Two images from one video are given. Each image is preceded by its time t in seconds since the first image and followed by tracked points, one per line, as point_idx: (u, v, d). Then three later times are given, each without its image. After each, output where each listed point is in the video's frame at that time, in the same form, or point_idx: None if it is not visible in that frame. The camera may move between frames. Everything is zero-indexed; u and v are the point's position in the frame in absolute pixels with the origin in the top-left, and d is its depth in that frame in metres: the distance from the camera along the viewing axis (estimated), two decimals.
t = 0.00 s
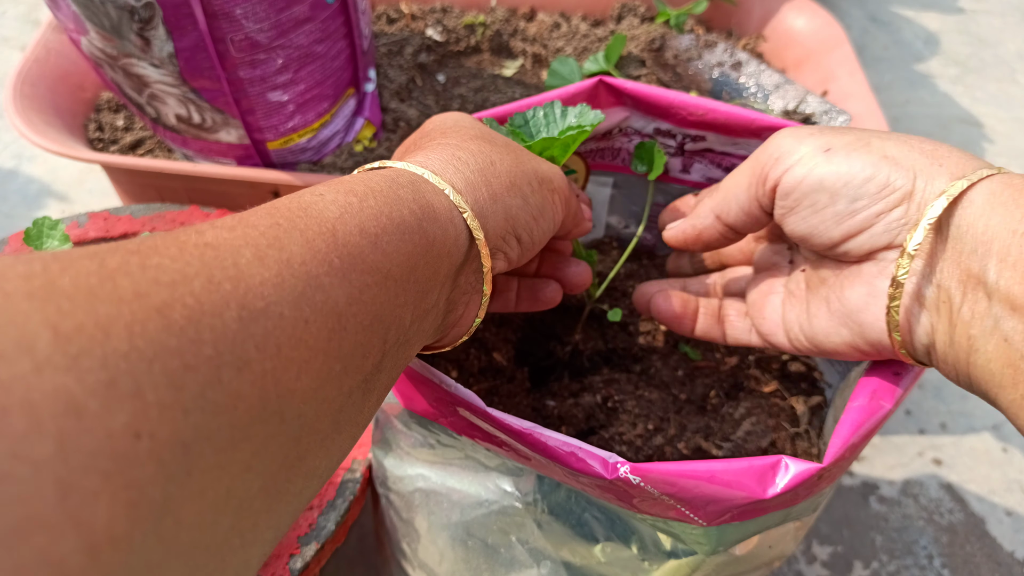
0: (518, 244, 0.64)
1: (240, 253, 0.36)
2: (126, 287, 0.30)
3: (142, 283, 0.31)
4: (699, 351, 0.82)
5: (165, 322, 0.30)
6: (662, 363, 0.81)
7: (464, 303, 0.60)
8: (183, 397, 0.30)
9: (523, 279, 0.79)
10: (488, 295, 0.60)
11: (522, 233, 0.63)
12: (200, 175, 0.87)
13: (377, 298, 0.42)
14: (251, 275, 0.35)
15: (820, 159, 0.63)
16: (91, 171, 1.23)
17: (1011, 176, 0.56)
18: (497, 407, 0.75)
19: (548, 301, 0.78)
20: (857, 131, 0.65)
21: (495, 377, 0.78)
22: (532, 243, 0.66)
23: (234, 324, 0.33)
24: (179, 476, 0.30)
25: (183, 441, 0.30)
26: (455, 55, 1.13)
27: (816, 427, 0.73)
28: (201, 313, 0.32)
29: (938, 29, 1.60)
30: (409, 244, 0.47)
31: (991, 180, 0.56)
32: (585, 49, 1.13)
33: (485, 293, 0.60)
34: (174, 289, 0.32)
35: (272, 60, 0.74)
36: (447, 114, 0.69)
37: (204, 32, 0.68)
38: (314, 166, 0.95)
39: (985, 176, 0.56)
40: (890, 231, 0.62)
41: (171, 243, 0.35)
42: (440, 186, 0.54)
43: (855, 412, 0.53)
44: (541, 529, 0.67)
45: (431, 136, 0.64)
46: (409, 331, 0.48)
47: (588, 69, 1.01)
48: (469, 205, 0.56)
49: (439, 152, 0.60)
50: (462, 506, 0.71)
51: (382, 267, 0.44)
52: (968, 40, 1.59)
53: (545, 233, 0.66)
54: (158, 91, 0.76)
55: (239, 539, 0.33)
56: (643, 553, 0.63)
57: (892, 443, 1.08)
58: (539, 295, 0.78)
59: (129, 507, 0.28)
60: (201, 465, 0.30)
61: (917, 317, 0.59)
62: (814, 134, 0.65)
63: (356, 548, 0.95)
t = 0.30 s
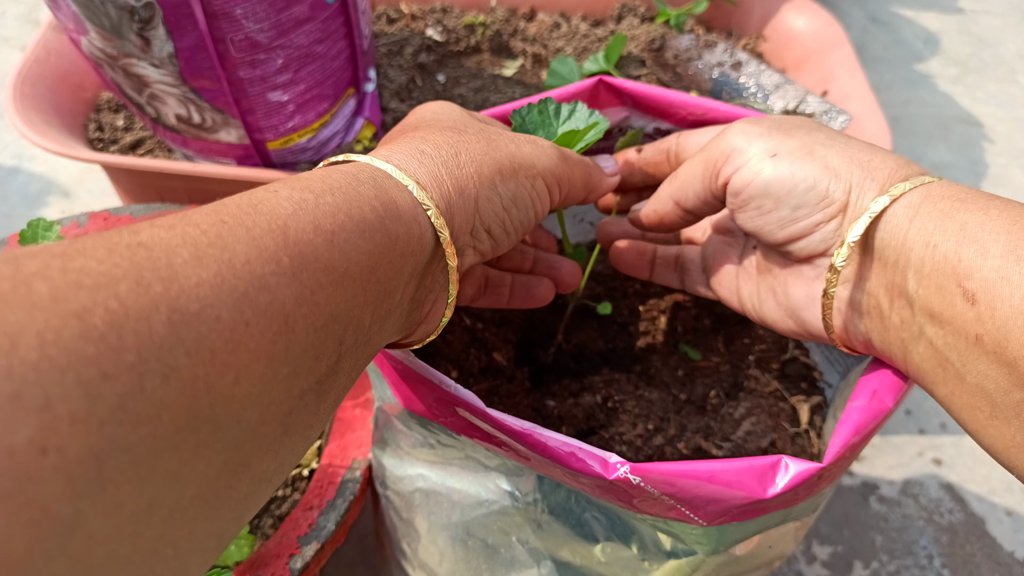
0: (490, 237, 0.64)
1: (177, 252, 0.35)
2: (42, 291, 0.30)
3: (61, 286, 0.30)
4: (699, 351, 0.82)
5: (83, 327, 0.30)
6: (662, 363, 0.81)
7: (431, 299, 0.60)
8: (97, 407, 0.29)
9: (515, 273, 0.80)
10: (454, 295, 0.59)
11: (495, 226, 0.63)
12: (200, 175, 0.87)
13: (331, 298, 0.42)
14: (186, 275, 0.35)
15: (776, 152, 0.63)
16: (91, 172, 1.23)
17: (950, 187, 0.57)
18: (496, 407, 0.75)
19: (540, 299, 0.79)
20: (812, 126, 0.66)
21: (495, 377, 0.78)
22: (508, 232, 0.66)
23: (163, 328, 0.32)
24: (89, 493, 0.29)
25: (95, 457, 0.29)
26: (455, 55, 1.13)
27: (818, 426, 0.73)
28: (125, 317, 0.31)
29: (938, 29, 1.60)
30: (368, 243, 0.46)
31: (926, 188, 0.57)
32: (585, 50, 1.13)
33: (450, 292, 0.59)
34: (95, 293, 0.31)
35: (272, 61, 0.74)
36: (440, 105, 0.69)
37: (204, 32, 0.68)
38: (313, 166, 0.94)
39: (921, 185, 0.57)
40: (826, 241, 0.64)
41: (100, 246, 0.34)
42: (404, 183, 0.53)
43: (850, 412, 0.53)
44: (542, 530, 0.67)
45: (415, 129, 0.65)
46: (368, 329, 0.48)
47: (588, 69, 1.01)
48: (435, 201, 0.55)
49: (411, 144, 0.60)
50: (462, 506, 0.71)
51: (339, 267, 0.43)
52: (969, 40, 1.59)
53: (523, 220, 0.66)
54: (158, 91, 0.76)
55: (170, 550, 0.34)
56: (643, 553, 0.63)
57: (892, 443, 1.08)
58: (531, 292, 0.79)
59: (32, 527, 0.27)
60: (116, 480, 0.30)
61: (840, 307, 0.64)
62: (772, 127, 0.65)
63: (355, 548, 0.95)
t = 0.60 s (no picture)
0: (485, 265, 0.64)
1: (201, 271, 0.35)
2: (59, 306, 0.30)
3: (79, 302, 0.30)
4: (698, 350, 0.82)
5: (99, 347, 0.30)
6: (662, 363, 0.81)
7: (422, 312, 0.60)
8: (108, 430, 0.30)
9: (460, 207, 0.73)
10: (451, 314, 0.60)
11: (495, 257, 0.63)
12: (200, 175, 0.87)
13: (345, 330, 0.43)
14: (208, 296, 0.35)
15: (737, 224, 0.60)
16: (90, 171, 1.23)
17: (915, 214, 0.54)
18: (497, 407, 0.75)
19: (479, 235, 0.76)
20: (762, 165, 0.63)
21: (495, 377, 0.77)
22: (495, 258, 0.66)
23: (179, 351, 0.33)
24: (96, 512, 0.30)
25: (106, 476, 0.30)
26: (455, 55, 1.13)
27: (816, 427, 0.72)
28: (139, 338, 0.32)
29: (938, 29, 1.60)
30: (388, 280, 0.46)
31: (892, 225, 0.54)
32: (585, 49, 1.13)
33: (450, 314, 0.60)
34: (113, 311, 0.31)
35: (272, 60, 0.74)
36: (467, 68, 0.63)
37: (204, 32, 0.68)
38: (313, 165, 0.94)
39: (887, 221, 0.55)
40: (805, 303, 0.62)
41: (116, 249, 0.34)
42: (443, 231, 0.52)
43: (851, 412, 0.53)
44: (542, 530, 0.67)
45: (439, 97, 0.59)
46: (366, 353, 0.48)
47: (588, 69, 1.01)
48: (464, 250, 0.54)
49: (443, 140, 0.57)
50: (461, 506, 0.71)
51: (359, 300, 0.44)
52: (968, 40, 1.59)
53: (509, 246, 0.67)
54: (158, 91, 0.76)
55: (167, 555, 0.35)
56: (643, 553, 0.63)
57: (892, 443, 1.07)
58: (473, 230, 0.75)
59: (40, 546, 0.29)
60: (120, 500, 0.31)
61: (837, 342, 0.62)
62: (723, 188, 0.61)
63: (356, 549, 0.95)
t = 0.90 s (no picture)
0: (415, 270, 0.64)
1: (133, 258, 0.36)
2: None
3: (4, 284, 0.31)
4: (698, 351, 0.82)
5: (22, 330, 0.31)
6: (662, 363, 0.81)
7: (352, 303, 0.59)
8: (32, 409, 0.32)
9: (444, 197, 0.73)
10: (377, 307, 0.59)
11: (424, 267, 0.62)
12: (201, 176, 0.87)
13: (272, 327, 0.43)
14: (140, 283, 0.35)
15: (723, 242, 0.57)
16: (91, 171, 1.23)
17: (896, 212, 0.54)
18: (495, 407, 0.75)
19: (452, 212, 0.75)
20: (738, 168, 0.61)
21: (495, 377, 0.78)
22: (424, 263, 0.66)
23: (106, 335, 0.34)
24: (22, 492, 0.32)
25: (30, 457, 0.32)
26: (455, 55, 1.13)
27: (815, 427, 0.73)
28: (65, 321, 0.33)
29: (938, 29, 1.61)
30: (316, 291, 0.46)
31: (875, 227, 0.54)
32: (585, 50, 1.13)
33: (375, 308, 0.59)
34: (40, 294, 0.32)
35: (272, 61, 0.75)
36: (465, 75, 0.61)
37: (205, 32, 0.68)
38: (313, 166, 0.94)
39: (870, 225, 0.54)
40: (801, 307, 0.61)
41: (97, 258, 0.35)
42: (372, 244, 0.51)
43: (852, 412, 0.53)
44: (543, 529, 0.67)
45: (423, 103, 0.57)
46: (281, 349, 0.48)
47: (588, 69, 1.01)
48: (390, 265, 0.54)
49: (407, 151, 0.55)
50: (461, 506, 0.71)
51: (291, 299, 0.44)
52: (968, 40, 1.59)
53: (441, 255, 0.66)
54: (159, 91, 0.76)
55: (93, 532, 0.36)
56: (643, 553, 0.63)
57: (891, 443, 1.08)
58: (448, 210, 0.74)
59: None
60: (49, 479, 0.33)
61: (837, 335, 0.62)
62: (702, 204, 0.59)
63: (356, 549, 0.95)
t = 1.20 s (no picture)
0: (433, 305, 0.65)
1: (191, 310, 0.36)
2: (58, 338, 0.31)
3: (76, 336, 0.32)
4: (698, 351, 0.83)
5: (92, 379, 0.32)
6: (662, 363, 0.81)
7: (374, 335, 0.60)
8: (99, 457, 0.32)
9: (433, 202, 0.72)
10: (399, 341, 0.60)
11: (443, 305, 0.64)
12: (199, 175, 0.87)
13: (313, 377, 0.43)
14: (196, 335, 0.36)
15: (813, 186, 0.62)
16: (91, 171, 1.23)
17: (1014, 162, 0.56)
18: (495, 407, 0.75)
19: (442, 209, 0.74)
20: (850, 103, 0.61)
21: (495, 377, 0.78)
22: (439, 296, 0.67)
23: (166, 385, 0.34)
24: (87, 533, 0.32)
25: (93, 500, 0.32)
26: (455, 55, 1.13)
27: (815, 426, 0.73)
28: (131, 371, 0.33)
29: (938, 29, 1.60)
30: (355, 342, 0.47)
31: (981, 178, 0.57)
32: (585, 49, 1.13)
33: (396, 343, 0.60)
34: (107, 345, 0.32)
35: (272, 60, 0.75)
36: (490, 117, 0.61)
37: (204, 33, 0.68)
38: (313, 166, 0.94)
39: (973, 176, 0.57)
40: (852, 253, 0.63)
41: (113, 270, 0.35)
42: (402, 301, 0.52)
43: (853, 412, 0.52)
44: (543, 528, 0.67)
45: (454, 153, 0.58)
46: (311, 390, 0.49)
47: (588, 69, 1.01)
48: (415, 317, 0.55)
49: (436, 204, 0.56)
50: (461, 506, 0.71)
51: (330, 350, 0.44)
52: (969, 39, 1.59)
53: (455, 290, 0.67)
54: (158, 91, 0.76)
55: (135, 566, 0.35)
56: (643, 553, 0.63)
57: (892, 443, 1.08)
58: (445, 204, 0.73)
59: (31, 563, 0.30)
60: (109, 521, 0.33)
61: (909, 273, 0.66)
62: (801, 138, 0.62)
63: (356, 549, 0.95)
